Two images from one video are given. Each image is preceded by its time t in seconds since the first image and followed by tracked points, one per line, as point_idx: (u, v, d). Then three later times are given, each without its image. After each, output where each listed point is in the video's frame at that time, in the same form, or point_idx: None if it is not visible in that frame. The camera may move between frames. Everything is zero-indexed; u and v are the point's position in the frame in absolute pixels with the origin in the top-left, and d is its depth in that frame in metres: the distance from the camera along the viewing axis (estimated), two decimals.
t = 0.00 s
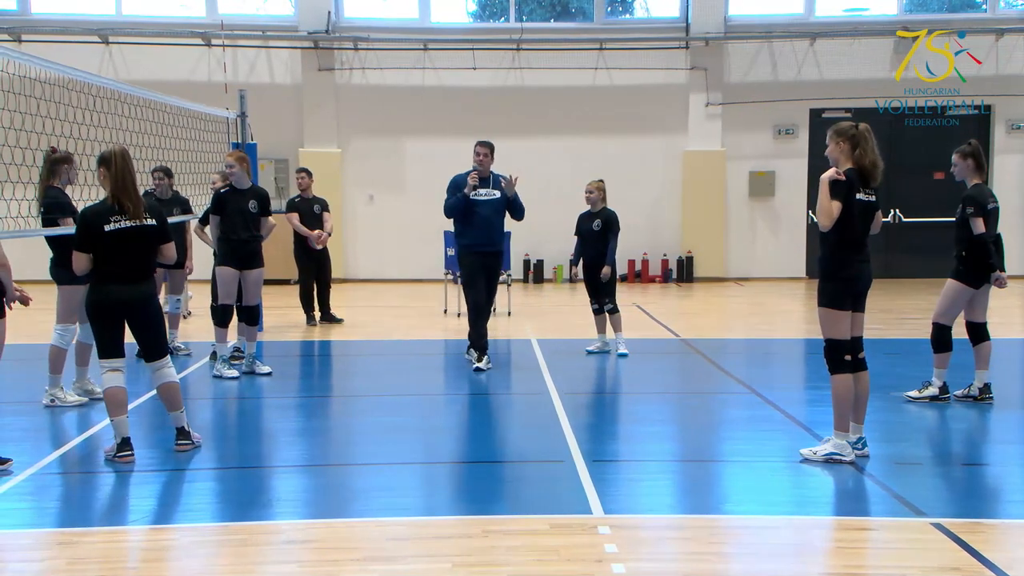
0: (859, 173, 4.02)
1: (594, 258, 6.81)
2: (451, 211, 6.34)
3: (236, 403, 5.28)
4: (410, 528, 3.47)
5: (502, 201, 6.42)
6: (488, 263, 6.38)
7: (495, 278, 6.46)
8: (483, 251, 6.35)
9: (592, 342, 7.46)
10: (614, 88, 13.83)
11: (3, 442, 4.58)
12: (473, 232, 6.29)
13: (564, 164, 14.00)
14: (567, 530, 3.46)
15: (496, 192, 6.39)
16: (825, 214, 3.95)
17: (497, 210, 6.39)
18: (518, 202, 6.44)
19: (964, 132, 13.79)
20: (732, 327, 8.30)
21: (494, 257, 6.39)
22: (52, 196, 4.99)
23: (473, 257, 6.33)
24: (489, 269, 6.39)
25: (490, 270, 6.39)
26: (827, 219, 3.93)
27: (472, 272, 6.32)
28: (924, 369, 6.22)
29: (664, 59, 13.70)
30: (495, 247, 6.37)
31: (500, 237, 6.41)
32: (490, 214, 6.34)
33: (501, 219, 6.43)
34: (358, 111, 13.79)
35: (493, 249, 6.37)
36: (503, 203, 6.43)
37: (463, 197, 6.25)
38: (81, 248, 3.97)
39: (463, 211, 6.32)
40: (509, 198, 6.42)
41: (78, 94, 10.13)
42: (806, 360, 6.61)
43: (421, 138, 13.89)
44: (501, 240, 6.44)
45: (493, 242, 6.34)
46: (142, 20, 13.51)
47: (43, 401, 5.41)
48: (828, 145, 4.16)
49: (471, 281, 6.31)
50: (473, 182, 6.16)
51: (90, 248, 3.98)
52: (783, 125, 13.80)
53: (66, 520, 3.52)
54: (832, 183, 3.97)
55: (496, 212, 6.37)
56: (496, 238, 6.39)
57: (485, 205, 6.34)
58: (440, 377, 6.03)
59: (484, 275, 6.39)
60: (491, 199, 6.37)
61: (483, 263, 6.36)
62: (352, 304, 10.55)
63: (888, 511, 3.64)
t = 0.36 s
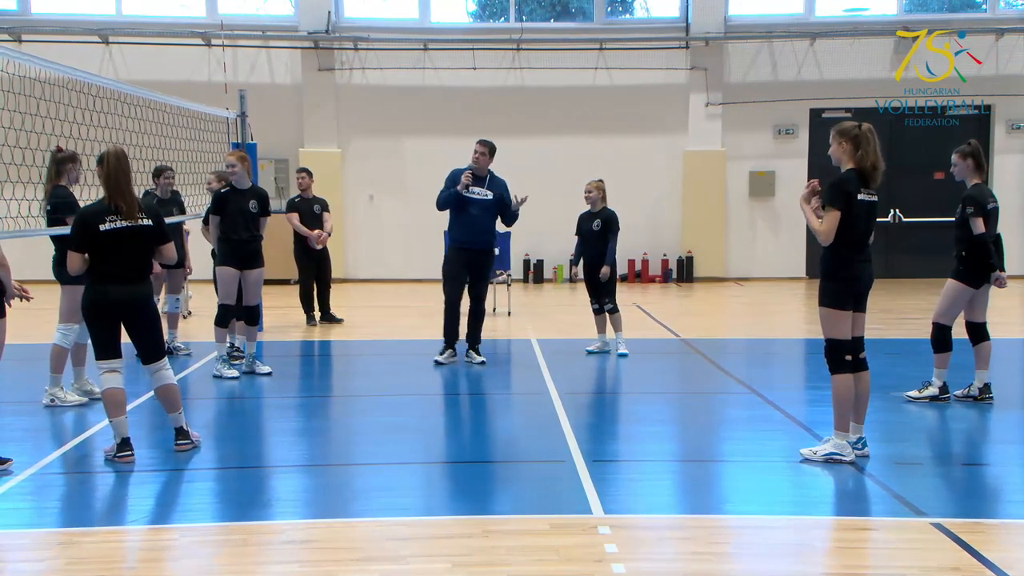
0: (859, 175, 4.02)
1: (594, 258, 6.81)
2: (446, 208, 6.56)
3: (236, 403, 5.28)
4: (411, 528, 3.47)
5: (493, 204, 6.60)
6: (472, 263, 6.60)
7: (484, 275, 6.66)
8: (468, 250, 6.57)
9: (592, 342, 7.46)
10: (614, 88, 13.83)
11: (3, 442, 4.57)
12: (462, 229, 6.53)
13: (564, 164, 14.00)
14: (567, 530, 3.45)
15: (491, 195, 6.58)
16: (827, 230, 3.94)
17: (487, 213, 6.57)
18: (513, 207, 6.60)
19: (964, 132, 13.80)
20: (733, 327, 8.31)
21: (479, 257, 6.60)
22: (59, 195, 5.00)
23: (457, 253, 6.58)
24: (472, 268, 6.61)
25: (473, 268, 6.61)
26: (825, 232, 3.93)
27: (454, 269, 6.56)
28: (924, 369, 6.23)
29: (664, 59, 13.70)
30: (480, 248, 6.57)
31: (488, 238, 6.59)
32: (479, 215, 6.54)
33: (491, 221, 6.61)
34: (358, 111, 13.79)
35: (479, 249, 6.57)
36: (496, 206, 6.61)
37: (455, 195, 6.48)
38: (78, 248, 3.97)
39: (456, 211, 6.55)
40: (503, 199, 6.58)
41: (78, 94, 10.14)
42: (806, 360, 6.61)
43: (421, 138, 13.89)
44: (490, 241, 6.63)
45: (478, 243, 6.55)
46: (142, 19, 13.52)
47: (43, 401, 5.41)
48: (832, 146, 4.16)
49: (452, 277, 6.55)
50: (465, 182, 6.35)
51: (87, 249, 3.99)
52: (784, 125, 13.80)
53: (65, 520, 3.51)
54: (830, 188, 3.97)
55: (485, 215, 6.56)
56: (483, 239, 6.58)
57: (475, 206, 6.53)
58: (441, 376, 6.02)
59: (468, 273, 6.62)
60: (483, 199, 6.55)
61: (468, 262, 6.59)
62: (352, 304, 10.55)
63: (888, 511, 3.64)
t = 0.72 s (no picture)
0: (857, 176, 4.02)
1: (595, 258, 6.82)
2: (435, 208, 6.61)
3: (237, 403, 5.28)
4: (410, 528, 3.47)
5: (482, 203, 6.61)
6: (461, 262, 6.65)
7: (476, 273, 6.67)
8: (457, 250, 6.61)
9: (591, 342, 7.46)
10: (613, 88, 13.83)
11: (3, 443, 4.57)
12: (450, 229, 6.59)
13: (564, 164, 14.01)
14: (568, 530, 3.45)
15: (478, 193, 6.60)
16: (826, 234, 3.96)
17: (476, 211, 6.59)
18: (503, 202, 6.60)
19: (964, 132, 13.80)
20: (733, 327, 8.31)
21: (468, 255, 6.65)
22: (63, 195, 5.00)
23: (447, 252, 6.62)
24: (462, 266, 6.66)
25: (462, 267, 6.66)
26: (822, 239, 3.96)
27: (443, 268, 6.65)
28: (924, 369, 6.23)
29: (664, 59, 13.70)
30: (469, 247, 6.61)
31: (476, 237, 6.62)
32: (467, 214, 6.57)
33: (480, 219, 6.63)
34: (358, 111, 13.79)
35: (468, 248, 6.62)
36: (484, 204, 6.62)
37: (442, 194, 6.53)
38: (75, 249, 3.98)
39: (443, 210, 6.60)
40: (490, 196, 6.58)
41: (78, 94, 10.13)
42: (806, 360, 6.61)
43: (421, 138, 13.89)
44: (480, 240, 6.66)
45: (467, 241, 6.59)
46: (142, 19, 13.52)
47: (43, 401, 5.41)
48: (833, 145, 4.16)
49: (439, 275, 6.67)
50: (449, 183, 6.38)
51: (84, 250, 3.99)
52: (784, 125, 13.81)
53: (65, 520, 3.51)
54: (825, 191, 3.99)
55: (474, 213, 6.58)
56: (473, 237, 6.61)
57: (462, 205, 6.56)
58: (441, 376, 6.02)
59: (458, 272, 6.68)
60: (471, 197, 6.58)
61: (457, 261, 6.65)
62: (352, 304, 10.55)
63: (888, 512, 3.64)
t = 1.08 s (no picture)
0: (854, 177, 4.02)
1: (597, 257, 6.84)
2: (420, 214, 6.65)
3: (237, 403, 5.29)
4: (409, 528, 3.47)
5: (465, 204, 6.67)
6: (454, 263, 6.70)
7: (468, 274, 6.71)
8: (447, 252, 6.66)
9: (591, 342, 7.46)
10: (613, 88, 13.83)
11: (4, 442, 4.57)
12: (439, 233, 6.63)
13: (564, 164, 14.01)
14: (567, 530, 3.46)
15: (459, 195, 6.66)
16: (822, 235, 3.95)
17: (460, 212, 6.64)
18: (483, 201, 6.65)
19: (963, 132, 13.81)
20: (732, 327, 8.31)
21: (459, 257, 6.69)
22: (62, 195, 5.00)
23: (437, 256, 6.67)
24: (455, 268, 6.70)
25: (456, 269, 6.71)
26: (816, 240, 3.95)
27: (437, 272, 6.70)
28: (924, 369, 6.23)
29: (664, 59, 13.69)
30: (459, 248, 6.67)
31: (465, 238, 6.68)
32: (452, 216, 6.61)
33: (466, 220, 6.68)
34: (358, 111, 13.79)
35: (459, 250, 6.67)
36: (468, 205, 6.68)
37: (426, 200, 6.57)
38: (75, 249, 3.97)
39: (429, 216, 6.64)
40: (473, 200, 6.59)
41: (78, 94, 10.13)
42: (806, 360, 6.61)
43: (421, 138, 13.89)
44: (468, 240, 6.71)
45: (456, 243, 6.65)
46: (143, 19, 13.53)
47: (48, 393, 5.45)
48: (832, 146, 4.17)
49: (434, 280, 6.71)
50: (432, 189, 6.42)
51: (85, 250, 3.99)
52: (784, 125, 13.80)
53: (65, 520, 3.51)
54: (819, 192, 4.00)
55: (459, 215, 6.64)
56: (461, 238, 6.66)
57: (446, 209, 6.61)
58: (441, 376, 6.02)
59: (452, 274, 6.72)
60: (454, 199, 6.63)
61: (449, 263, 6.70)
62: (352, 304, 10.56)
63: (888, 512, 3.64)
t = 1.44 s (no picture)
0: (853, 177, 4.02)
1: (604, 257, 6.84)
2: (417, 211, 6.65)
3: (237, 403, 5.29)
4: (408, 528, 3.47)
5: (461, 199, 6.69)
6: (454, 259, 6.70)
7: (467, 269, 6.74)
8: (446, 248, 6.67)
9: (591, 342, 7.46)
10: (613, 88, 13.83)
11: (3, 442, 4.57)
12: (437, 230, 6.63)
13: (563, 163, 14.00)
14: (567, 530, 3.46)
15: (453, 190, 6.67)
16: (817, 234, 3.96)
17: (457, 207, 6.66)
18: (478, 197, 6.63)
19: (963, 132, 13.81)
20: (732, 327, 8.31)
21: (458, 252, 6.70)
22: (62, 195, 5.00)
23: (435, 252, 6.67)
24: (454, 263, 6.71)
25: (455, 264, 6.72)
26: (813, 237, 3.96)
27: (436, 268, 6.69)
28: (923, 369, 6.23)
29: (664, 59, 13.69)
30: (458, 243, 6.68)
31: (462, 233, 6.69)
32: (449, 211, 6.62)
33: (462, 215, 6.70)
34: (357, 111, 13.79)
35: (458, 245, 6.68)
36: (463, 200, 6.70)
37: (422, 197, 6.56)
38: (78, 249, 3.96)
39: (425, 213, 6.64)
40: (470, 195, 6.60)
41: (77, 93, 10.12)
42: (805, 360, 6.61)
43: (420, 138, 13.89)
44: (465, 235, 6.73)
45: (455, 238, 6.65)
46: (142, 19, 13.53)
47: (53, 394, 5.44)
48: (829, 146, 4.17)
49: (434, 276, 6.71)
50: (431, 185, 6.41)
51: (88, 250, 3.98)
52: (783, 125, 13.80)
53: (65, 520, 3.51)
54: (816, 191, 4.00)
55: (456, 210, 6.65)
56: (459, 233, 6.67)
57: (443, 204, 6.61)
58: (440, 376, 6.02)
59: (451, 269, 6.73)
60: (450, 195, 6.64)
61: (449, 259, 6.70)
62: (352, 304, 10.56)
63: (888, 511, 3.64)
